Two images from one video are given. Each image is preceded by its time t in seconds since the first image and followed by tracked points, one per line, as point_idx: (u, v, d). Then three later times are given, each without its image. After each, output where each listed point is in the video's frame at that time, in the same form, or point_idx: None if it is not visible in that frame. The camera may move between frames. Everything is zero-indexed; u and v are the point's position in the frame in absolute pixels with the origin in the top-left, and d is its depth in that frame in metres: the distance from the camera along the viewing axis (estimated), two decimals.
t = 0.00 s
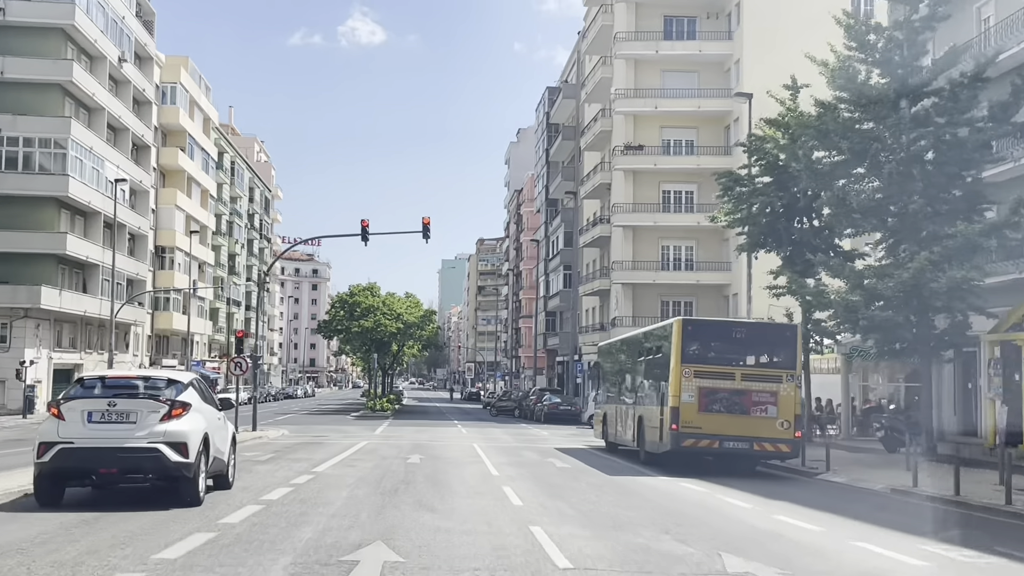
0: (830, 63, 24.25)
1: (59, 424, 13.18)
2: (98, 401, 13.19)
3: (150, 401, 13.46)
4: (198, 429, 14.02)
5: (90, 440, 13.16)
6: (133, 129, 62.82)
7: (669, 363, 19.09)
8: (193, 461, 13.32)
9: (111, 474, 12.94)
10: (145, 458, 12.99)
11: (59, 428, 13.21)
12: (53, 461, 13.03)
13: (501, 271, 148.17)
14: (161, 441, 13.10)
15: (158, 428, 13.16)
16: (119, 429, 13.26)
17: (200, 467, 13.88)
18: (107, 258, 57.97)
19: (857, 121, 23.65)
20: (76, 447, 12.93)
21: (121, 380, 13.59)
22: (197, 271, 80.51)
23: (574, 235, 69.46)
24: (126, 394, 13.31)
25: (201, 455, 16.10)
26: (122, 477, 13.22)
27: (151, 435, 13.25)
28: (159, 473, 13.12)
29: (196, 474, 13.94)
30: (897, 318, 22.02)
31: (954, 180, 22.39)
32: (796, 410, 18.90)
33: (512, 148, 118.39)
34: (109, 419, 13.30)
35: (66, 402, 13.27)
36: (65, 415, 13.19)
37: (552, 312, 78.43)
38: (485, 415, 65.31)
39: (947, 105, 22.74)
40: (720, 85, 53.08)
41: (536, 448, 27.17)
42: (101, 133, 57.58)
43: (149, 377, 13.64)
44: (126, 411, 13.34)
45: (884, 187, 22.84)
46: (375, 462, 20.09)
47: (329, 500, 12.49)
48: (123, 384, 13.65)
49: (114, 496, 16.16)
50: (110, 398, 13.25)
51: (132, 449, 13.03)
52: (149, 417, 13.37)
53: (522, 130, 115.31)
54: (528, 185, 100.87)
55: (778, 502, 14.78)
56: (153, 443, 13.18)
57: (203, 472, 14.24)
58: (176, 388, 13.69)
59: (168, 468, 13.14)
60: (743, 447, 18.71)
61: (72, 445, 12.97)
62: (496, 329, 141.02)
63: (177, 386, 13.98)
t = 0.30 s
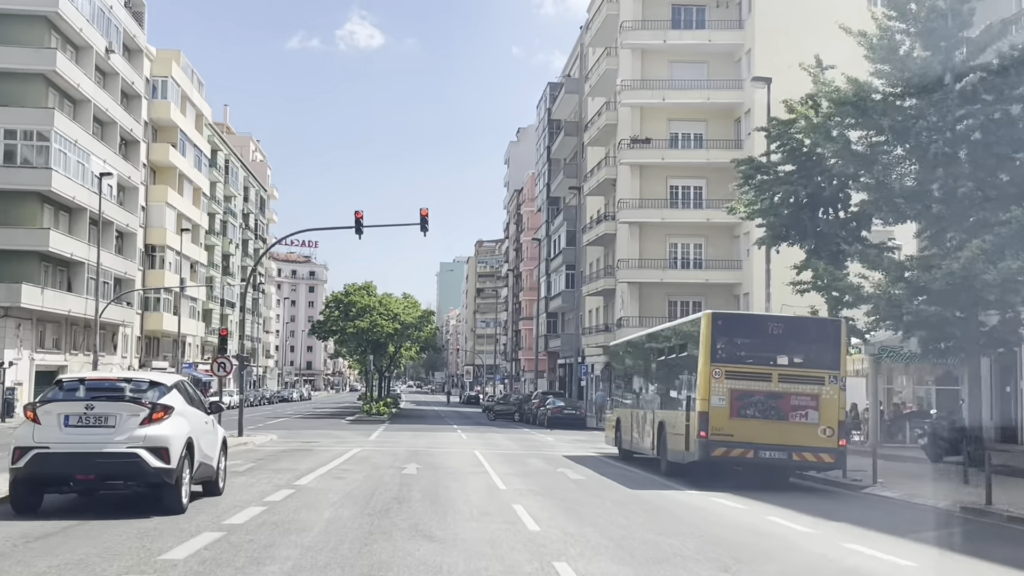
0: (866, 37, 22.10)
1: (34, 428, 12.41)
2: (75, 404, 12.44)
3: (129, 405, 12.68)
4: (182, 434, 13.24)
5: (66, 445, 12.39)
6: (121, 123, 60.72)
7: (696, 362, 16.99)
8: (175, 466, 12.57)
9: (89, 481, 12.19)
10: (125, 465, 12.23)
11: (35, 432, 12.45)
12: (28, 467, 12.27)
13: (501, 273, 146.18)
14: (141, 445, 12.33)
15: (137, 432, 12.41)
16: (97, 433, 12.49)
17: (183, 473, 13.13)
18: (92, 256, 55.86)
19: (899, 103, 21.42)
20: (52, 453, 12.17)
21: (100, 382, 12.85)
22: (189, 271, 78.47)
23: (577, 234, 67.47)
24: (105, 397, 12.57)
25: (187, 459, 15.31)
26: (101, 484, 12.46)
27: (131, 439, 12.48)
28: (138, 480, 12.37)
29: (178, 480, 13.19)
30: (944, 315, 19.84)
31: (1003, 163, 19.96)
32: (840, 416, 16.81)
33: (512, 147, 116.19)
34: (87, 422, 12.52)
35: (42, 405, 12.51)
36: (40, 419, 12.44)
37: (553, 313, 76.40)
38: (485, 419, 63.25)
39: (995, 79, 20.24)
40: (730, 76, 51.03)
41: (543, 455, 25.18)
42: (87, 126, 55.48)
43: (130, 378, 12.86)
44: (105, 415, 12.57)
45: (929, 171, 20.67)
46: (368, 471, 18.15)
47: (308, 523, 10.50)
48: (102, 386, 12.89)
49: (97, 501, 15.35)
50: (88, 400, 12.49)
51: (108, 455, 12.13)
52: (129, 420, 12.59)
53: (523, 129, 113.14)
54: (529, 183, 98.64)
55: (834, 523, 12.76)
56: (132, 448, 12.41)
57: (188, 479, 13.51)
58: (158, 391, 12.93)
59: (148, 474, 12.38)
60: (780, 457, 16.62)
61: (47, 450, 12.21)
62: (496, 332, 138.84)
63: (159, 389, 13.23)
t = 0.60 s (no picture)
0: None
1: (12, 431, 11.75)
2: (54, 407, 11.79)
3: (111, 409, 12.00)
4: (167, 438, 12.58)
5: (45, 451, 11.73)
6: (109, 116, 58.69)
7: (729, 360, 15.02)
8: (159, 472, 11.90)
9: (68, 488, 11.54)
10: (106, 471, 11.58)
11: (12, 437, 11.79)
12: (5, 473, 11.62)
13: (501, 274, 144.22)
14: (124, 450, 11.68)
15: (120, 437, 11.75)
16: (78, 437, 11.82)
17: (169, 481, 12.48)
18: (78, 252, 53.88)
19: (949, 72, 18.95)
20: (30, 458, 11.53)
21: (82, 384, 12.17)
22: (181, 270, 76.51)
23: (580, 231, 65.50)
24: (87, 399, 11.91)
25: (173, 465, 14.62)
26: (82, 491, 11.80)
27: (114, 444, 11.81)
28: (120, 487, 11.72)
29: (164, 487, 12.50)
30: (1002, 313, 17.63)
31: None
32: (894, 420, 14.82)
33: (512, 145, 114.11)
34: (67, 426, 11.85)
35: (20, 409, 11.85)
36: (17, 423, 11.77)
37: (555, 313, 74.51)
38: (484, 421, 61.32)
39: None
40: (742, 66, 49.05)
41: (551, 462, 23.33)
42: (73, 119, 53.46)
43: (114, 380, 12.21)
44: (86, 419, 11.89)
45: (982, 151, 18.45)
46: (360, 481, 16.32)
47: (279, 553, 8.68)
48: (85, 389, 12.22)
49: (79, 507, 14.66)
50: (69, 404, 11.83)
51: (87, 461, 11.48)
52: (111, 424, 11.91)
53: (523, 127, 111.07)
54: (529, 181, 96.53)
55: (909, 550, 10.90)
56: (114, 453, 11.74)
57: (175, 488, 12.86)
58: (142, 393, 12.25)
59: (130, 481, 11.73)
60: (825, 467, 14.66)
61: (25, 455, 11.57)
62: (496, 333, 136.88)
63: (145, 392, 12.54)
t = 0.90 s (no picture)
0: None
1: None
2: (33, 408, 11.16)
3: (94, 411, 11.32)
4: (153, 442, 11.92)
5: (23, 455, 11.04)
6: (97, 107, 56.77)
7: (770, 355, 13.18)
8: (144, 477, 11.25)
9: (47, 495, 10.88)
10: (87, 474, 10.93)
11: None
12: None
13: (501, 273, 142.27)
14: (107, 453, 11.02)
15: (103, 439, 11.10)
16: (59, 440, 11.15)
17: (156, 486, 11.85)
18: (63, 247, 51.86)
19: (1002, 36, 16.92)
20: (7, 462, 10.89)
21: (63, 385, 11.52)
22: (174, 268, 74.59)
23: (583, 228, 63.59)
24: (69, 400, 11.26)
25: (158, 470, 13.92)
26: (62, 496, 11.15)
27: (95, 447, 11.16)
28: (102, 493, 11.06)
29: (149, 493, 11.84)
30: None
31: None
32: (960, 424, 12.93)
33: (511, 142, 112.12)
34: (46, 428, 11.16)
35: None
36: None
37: (557, 312, 72.67)
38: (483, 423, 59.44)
39: None
40: (753, 53, 47.25)
41: (559, 469, 21.56)
42: (60, 109, 51.58)
43: (97, 381, 11.56)
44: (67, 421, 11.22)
45: None
46: (351, 492, 14.60)
47: None
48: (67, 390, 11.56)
49: (62, 512, 13.97)
50: (48, 405, 11.16)
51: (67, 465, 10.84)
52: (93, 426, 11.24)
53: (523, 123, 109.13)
54: (530, 178, 94.57)
55: None
56: (96, 456, 11.07)
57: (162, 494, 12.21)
58: (127, 394, 11.60)
59: (113, 487, 11.09)
60: (879, 478, 12.80)
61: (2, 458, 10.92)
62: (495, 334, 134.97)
63: (129, 393, 11.88)
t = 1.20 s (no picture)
0: None
1: None
2: (15, 407, 10.20)
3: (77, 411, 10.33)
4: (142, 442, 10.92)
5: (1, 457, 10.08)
6: (86, 96, 54.95)
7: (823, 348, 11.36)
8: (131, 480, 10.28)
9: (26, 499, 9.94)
10: (70, 478, 9.96)
11: None
12: None
13: (501, 271, 140.55)
14: (92, 455, 10.04)
15: (88, 440, 10.11)
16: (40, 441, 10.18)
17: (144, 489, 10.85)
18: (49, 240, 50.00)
19: None
20: None
21: (47, 381, 10.53)
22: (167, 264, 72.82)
23: (587, 223, 61.84)
24: (52, 399, 10.28)
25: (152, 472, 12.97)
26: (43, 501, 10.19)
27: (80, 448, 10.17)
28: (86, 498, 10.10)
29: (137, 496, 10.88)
30: None
31: None
32: None
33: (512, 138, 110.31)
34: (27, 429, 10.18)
35: None
36: None
37: (561, 310, 70.96)
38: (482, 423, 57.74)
39: None
40: (765, 40, 45.54)
41: (570, 473, 19.81)
42: (46, 99, 49.78)
43: (84, 379, 10.58)
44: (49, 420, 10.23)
45: None
46: (339, 503, 12.87)
47: None
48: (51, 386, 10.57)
49: (47, 515, 13.00)
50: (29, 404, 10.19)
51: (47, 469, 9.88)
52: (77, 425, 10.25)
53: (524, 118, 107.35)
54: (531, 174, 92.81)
55: None
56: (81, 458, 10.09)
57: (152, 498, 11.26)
58: (115, 391, 10.61)
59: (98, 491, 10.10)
60: (951, 490, 11.11)
61: None
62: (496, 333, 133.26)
63: (118, 391, 10.87)
